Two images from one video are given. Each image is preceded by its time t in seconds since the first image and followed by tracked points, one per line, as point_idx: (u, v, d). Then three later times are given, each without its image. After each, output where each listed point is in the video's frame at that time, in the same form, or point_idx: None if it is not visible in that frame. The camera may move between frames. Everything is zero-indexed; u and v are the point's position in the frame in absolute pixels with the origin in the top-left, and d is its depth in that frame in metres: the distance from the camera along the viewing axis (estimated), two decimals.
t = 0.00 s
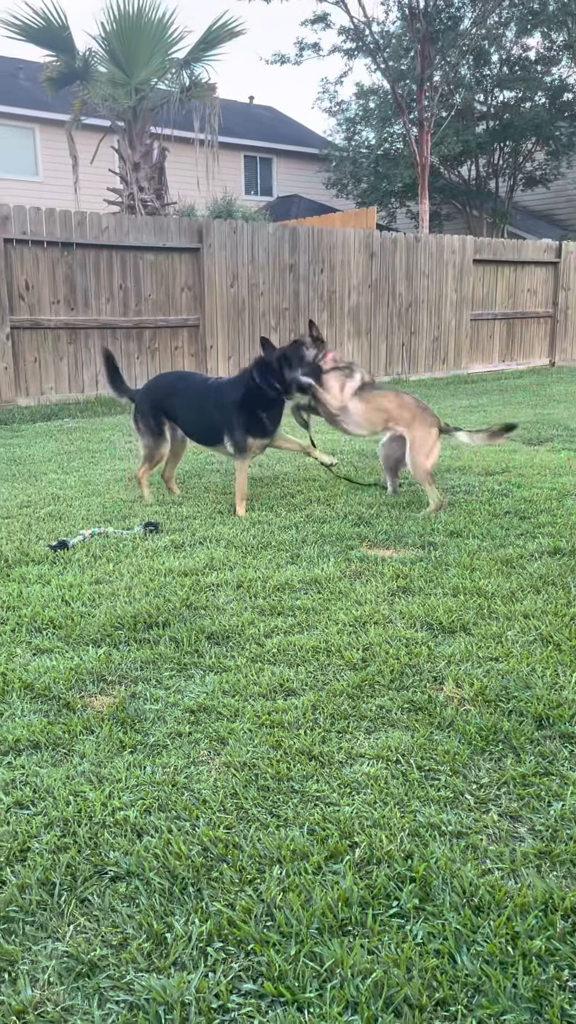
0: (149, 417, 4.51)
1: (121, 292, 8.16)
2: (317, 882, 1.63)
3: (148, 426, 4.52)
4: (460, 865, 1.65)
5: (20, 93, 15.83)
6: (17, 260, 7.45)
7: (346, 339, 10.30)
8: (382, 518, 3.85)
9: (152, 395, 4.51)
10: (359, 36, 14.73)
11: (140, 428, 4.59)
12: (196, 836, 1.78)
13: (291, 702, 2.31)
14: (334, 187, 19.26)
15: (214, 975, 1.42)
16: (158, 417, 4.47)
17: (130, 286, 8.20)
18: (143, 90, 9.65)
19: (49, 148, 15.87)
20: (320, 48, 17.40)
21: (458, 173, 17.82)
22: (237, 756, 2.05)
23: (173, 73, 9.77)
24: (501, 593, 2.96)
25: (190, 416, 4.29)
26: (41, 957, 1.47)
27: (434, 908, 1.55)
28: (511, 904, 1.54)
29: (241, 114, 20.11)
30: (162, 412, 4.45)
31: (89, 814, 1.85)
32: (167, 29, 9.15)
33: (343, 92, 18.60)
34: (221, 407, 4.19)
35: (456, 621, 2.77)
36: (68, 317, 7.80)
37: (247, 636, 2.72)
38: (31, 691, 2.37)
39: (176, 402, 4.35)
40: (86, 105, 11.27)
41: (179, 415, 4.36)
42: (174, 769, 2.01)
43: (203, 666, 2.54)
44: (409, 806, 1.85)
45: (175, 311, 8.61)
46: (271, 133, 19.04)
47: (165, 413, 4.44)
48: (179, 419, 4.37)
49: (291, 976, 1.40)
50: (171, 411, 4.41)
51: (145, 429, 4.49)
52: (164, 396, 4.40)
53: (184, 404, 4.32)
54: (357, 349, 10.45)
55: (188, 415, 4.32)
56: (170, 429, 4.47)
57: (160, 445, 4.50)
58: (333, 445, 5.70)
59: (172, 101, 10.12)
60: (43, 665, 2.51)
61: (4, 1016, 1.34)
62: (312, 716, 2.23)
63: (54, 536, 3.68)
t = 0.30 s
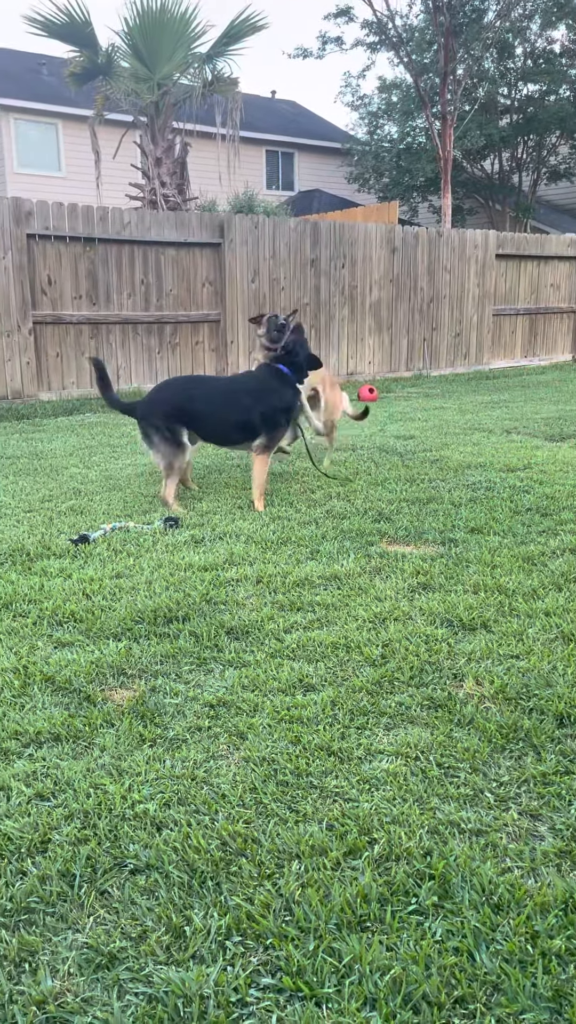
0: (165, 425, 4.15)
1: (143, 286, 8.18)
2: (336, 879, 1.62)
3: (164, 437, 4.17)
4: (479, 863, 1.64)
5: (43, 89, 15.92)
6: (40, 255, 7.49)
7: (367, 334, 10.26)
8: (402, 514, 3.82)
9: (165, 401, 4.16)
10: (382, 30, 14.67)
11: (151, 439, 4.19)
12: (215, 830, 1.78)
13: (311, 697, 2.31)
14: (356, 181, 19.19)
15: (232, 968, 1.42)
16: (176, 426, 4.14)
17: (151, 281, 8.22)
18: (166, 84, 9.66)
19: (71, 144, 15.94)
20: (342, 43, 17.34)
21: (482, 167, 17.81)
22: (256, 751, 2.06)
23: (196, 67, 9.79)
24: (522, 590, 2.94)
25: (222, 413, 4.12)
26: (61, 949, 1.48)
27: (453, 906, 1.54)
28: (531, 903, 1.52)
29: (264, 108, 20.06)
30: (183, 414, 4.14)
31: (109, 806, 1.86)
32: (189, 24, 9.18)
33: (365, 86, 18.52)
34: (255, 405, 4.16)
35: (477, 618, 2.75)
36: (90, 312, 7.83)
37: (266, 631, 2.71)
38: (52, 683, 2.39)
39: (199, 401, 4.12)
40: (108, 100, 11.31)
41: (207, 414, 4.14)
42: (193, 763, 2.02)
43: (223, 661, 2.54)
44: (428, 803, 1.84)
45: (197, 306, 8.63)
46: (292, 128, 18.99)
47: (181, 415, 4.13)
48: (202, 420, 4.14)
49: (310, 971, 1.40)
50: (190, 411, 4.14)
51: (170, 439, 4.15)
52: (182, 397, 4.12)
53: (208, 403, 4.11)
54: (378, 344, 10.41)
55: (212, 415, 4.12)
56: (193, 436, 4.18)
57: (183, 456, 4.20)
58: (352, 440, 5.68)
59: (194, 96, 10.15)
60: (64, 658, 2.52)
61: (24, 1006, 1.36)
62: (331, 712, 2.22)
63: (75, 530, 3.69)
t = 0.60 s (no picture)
0: (221, 418, 4.27)
1: (174, 285, 8.23)
2: (366, 878, 1.62)
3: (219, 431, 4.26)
4: (511, 865, 1.62)
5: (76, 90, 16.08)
6: (72, 254, 7.56)
7: (397, 332, 10.21)
8: (433, 514, 3.80)
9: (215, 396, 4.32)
10: (415, 27, 14.60)
11: (208, 433, 4.21)
12: (245, 827, 1.78)
13: (341, 696, 2.30)
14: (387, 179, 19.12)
15: (263, 965, 1.42)
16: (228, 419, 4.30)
17: (182, 279, 8.26)
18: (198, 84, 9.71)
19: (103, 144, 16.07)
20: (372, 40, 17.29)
21: (514, 165, 17.61)
22: (286, 749, 2.05)
23: (229, 66, 9.83)
24: (555, 591, 2.91)
25: (258, 407, 4.45)
26: (93, 941, 1.49)
27: (485, 907, 1.52)
28: (563, 906, 1.50)
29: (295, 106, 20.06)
30: (232, 406, 4.35)
31: (140, 801, 1.87)
32: (222, 24, 9.24)
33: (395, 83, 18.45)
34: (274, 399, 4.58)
35: (508, 619, 2.72)
36: (122, 311, 7.89)
37: (296, 629, 2.71)
38: (84, 678, 2.41)
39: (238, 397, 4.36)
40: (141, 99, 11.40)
41: (249, 409, 4.41)
42: (224, 760, 2.02)
43: (253, 658, 2.54)
44: (459, 804, 1.83)
45: (227, 304, 8.66)
46: (321, 126, 18.97)
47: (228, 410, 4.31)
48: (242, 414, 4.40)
49: (340, 969, 1.40)
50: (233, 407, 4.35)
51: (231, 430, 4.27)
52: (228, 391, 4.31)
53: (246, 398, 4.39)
54: (408, 342, 10.36)
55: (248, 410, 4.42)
56: (244, 429, 4.35)
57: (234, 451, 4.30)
58: (381, 439, 5.66)
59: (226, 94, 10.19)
60: (96, 653, 2.54)
61: (57, 998, 1.37)
62: (361, 711, 2.21)
63: (106, 527, 3.72)
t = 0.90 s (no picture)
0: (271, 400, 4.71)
1: (204, 286, 8.26)
2: (396, 881, 1.59)
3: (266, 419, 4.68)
4: (544, 871, 1.60)
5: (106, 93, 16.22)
6: (104, 256, 7.62)
7: (427, 331, 10.17)
8: (462, 515, 3.77)
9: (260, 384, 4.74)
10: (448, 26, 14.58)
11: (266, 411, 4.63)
12: (274, 828, 1.77)
13: (370, 698, 2.28)
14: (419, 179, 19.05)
15: (292, 967, 1.41)
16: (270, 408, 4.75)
17: (212, 280, 8.30)
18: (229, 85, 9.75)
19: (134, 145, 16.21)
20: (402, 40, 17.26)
21: (547, 163, 17.54)
22: (315, 751, 2.04)
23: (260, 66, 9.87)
24: None
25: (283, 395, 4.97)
26: (123, 939, 1.48)
27: (517, 913, 1.50)
28: None
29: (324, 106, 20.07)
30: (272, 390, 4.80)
31: (170, 801, 1.86)
32: (254, 24, 9.28)
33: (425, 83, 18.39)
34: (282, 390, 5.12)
35: (540, 622, 2.69)
36: (152, 311, 7.95)
37: (324, 630, 2.69)
38: (114, 677, 2.41)
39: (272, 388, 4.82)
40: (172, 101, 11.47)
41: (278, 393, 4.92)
42: (253, 760, 2.01)
43: (281, 659, 2.53)
44: (490, 809, 1.80)
45: (257, 305, 8.68)
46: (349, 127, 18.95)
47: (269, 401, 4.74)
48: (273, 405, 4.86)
49: (370, 973, 1.38)
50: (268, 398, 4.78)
51: (279, 417, 4.75)
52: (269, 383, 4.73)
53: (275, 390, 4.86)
54: (438, 342, 10.31)
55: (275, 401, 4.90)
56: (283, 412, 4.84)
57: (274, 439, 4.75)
58: (410, 439, 5.64)
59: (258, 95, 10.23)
60: (125, 653, 2.55)
61: (88, 995, 1.37)
62: (390, 714, 2.19)
63: (135, 527, 3.73)
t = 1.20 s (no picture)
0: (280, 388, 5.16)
1: (231, 290, 8.29)
2: (427, 891, 1.52)
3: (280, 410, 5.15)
4: None
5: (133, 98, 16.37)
6: (133, 260, 7.68)
7: (455, 336, 10.14)
8: (492, 520, 3.73)
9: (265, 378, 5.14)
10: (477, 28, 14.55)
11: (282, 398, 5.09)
12: (303, 835, 1.69)
13: (398, 705, 2.21)
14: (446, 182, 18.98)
15: (322, 976, 1.34)
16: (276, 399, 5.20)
17: (240, 284, 8.32)
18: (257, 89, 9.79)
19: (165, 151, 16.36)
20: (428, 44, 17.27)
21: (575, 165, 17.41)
22: (344, 757, 1.96)
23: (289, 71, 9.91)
24: None
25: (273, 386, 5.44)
26: (152, 944, 1.42)
27: (549, 925, 1.43)
28: None
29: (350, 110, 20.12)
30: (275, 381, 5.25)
31: (198, 805, 1.80)
32: (283, 27, 9.31)
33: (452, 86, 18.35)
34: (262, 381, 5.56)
35: (573, 629, 2.63)
36: (180, 316, 7.99)
37: (352, 636, 2.65)
38: (142, 680, 2.37)
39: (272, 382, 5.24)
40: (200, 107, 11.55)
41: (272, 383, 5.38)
42: (280, 765, 1.93)
43: (309, 663, 2.48)
44: (522, 819, 1.72)
45: (284, 309, 8.69)
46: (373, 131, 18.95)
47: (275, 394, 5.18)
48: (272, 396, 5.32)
49: (401, 984, 1.32)
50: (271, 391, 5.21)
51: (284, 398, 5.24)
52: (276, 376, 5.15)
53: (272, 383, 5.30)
54: (466, 346, 10.28)
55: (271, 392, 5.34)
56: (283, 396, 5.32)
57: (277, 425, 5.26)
58: (437, 444, 5.61)
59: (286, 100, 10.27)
60: (154, 656, 2.52)
61: (117, 1000, 1.32)
62: (419, 721, 2.11)
63: (162, 530, 3.74)
